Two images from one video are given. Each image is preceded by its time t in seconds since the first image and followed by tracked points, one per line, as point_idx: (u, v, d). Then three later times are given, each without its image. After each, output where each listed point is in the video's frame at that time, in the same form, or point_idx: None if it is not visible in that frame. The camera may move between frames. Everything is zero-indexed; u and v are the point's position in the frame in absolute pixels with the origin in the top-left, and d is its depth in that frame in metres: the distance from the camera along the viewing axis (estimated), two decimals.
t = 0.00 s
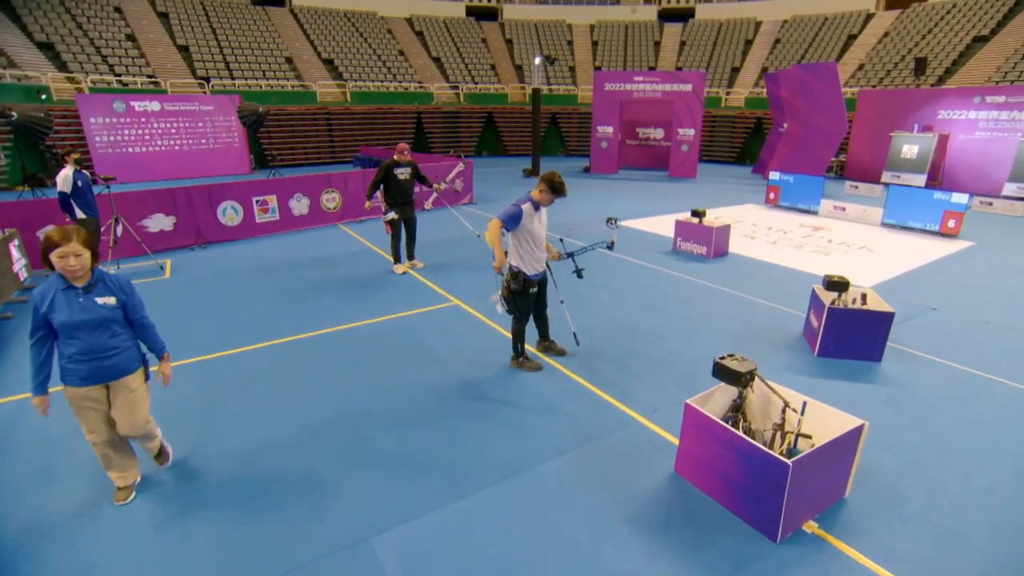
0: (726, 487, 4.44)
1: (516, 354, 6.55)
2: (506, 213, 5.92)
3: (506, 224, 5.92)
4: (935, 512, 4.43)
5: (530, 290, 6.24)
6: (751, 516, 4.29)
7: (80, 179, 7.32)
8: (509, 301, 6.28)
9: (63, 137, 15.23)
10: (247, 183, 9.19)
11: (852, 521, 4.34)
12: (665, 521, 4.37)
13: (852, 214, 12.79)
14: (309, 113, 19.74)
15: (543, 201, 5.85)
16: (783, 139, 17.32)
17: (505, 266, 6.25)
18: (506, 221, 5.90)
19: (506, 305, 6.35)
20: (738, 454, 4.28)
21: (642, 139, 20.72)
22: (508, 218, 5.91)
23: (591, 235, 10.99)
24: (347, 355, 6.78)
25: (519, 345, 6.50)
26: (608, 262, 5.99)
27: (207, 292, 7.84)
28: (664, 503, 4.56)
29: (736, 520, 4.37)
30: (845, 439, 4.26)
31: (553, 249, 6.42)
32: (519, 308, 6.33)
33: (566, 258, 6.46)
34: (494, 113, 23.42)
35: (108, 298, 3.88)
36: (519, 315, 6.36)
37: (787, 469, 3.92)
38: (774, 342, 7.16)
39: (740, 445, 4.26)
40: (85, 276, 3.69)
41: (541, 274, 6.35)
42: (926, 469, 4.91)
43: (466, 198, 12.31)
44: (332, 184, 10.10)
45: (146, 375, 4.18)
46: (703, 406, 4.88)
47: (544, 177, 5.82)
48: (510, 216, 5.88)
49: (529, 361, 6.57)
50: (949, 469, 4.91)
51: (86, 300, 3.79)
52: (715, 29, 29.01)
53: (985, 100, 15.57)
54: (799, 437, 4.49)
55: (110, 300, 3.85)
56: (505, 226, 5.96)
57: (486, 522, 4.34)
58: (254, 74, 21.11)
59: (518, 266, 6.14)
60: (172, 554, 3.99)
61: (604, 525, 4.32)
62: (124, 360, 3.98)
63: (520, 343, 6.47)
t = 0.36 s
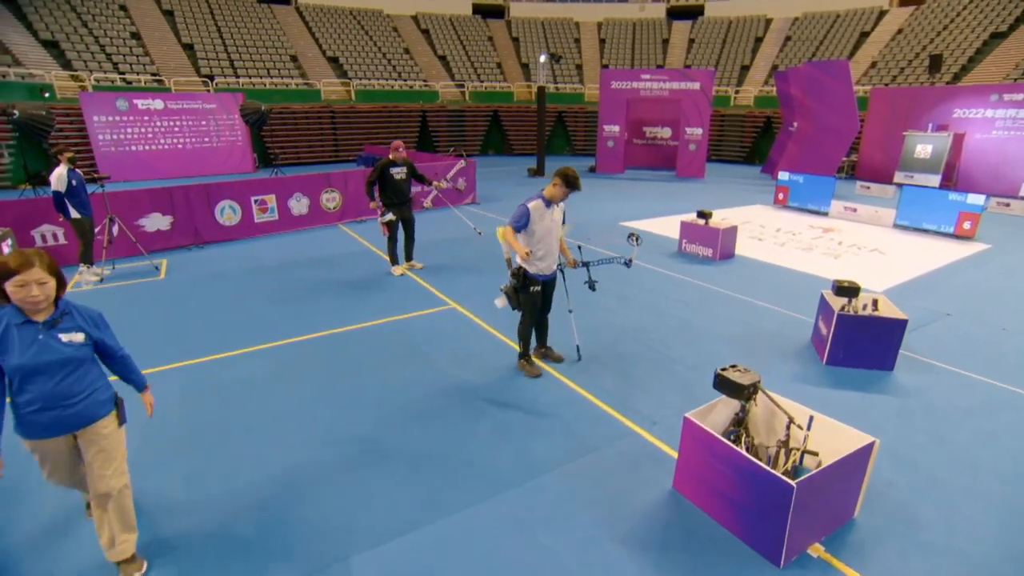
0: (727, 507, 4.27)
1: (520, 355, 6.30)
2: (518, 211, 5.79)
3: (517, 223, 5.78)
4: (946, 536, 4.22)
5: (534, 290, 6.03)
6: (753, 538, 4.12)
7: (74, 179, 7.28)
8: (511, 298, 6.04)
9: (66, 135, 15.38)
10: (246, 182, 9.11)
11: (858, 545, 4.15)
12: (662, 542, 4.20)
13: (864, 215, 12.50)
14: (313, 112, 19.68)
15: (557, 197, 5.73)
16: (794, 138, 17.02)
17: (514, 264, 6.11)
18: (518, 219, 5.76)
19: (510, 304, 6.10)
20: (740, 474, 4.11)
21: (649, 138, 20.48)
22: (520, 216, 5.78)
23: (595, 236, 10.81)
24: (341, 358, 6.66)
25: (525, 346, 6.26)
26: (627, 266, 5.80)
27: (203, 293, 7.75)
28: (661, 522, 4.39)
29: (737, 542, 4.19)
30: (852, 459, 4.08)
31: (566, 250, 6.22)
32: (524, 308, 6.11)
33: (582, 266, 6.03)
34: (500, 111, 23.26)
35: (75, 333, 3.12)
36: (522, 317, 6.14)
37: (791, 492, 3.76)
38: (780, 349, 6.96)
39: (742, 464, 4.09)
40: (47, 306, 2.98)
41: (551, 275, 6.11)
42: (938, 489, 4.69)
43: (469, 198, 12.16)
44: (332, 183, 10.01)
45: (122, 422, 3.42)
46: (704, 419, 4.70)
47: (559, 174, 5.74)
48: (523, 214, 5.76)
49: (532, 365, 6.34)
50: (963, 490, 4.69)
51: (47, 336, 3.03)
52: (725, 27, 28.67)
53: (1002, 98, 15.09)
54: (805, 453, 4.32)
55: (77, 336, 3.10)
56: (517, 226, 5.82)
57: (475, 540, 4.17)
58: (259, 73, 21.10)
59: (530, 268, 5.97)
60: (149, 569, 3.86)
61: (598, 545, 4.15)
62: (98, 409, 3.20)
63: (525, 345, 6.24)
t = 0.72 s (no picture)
0: (728, 531, 3.98)
1: (520, 362, 6.00)
2: (520, 214, 5.53)
3: (522, 227, 5.52)
4: (969, 567, 3.89)
5: (533, 297, 5.75)
6: (755, 566, 3.83)
7: (64, 176, 7.06)
8: (509, 306, 5.79)
9: (66, 131, 15.27)
10: (243, 180, 8.88)
11: None
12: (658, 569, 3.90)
13: (881, 216, 12.06)
14: (317, 109, 19.53)
15: (560, 196, 5.45)
16: (809, 135, 16.56)
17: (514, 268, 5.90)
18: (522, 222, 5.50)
19: (508, 313, 5.84)
20: (742, 497, 3.82)
21: (658, 136, 20.10)
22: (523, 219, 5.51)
23: (601, 236, 10.50)
24: (332, 362, 6.42)
25: (525, 353, 5.96)
26: (631, 272, 5.56)
27: (194, 293, 7.54)
28: (658, 547, 4.09)
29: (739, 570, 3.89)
30: (864, 482, 3.78)
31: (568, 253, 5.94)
32: (524, 315, 5.84)
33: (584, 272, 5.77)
34: (507, 108, 22.96)
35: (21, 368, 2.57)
36: (519, 324, 5.88)
37: (797, 518, 3.46)
38: (790, 357, 6.63)
39: (744, 486, 3.80)
40: None
41: (551, 281, 5.84)
42: (960, 515, 4.36)
43: (472, 197, 11.90)
44: (332, 181, 9.79)
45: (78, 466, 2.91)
46: (705, 436, 4.42)
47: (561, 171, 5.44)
48: (526, 216, 5.50)
49: (532, 372, 6.03)
50: (987, 516, 4.35)
51: None
52: (738, 21, 28.15)
53: None
54: (814, 473, 4.04)
55: (30, 371, 2.59)
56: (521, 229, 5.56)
57: (458, 564, 3.91)
58: (262, 68, 20.97)
59: (533, 273, 5.70)
60: None
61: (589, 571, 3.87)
62: (45, 459, 2.66)
63: (525, 353, 5.94)
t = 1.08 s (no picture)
0: (730, 561, 3.68)
1: (517, 371, 5.74)
2: (530, 216, 5.14)
3: (533, 229, 5.15)
4: None
5: (531, 303, 5.45)
6: None
7: (57, 172, 6.85)
8: (507, 312, 5.47)
9: (70, 127, 15.26)
10: (243, 177, 8.69)
11: None
12: None
13: (903, 217, 11.59)
14: (323, 105, 19.40)
15: (566, 197, 5.22)
16: (828, 133, 16.07)
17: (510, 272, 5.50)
18: (534, 225, 5.14)
19: (507, 319, 5.55)
20: (745, 524, 3.52)
21: (672, 133, 19.71)
22: (533, 221, 5.14)
23: (609, 237, 10.19)
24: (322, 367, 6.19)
25: (522, 361, 5.70)
26: (631, 278, 5.46)
27: (186, 292, 7.36)
28: None
29: None
30: (881, 511, 3.46)
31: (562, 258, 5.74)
32: (523, 322, 5.54)
33: (580, 277, 5.62)
34: (517, 105, 22.68)
35: None
36: (517, 331, 5.58)
37: (805, 552, 3.16)
38: (803, 367, 6.28)
39: (748, 513, 3.50)
40: None
41: (551, 285, 5.55)
42: (988, 546, 4.01)
43: (478, 195, 11.64)
44: (334, 179, 9.57)
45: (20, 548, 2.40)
46: (707, 456, 4.11)
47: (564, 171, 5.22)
48: (537, 218, 5.14)
49: (529, 381, 5.75)
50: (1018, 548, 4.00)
51: None
52: (756, 16, 27.58)
53: None
54: (824, 500, 3.73)
55: None
56: (530, 232, 5.18)
57: None
58: (269, 64, 20.84)
59: (536, 278, 5.37)
60: None
61: None
62: None
63: (522, 360, 5.68)
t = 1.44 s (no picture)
0: None
1: (513, 379, 5.52)
2: (526, 216, 4.89)
3: (528, 230, 4.91)
4: None
5: (528, 308, 5.22)
6: None
7: (52, 169, 6.70)
8: (503, 316, 5.25)
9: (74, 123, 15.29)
10: (243, 175, 8.51)
11: None
12: None
13: (925, 218, 11.17)
14: (330, 101, 19.28)
15: (567, 200, 4.92)
16: (846, 131, 15.62)
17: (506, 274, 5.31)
18: (531, 226, 4.89)
19: (502, 325, 5.32)
20: (745, 554, 3.25)
21: (685, 131, 19.35)
22: (530, 222, 4.89)
23: (615, 237, 9.92)
24: (313, 370, 6.00)
25: (518, 368, 5.48)
26: (631, 281, 5.26)
27: (180, 292, 7.21)
28: None
29: None
30: (893, 542, 3.17)
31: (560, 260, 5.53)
32: (521, 327, 5.30)
33: (579, 280, 5.40)
34: (526, 101, 22.42)
35: None
36: (514, 338, 5.35)
37: None
38: (813, 378, 5.98)
39: (747, 541, 3.24)
40: None
41: (549, 289, 5.31)
42: None
43: (484, 194, 11.41)
44: (336, 177, 9.36)
45: None
46: (705, 476, 3.85)
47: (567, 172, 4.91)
48: (534, 219, 4.89)
49: (526, 391, 5.53)
50: None
51: None
52: (773, 11, 27.07)
53: None
54: (831, 525, 3.46)
55: None
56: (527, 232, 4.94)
57: None
58: (275, 60, 20.76)
59: (532, 281, 5.13)
60: None
61: None
62: None
63: (519, 368, 5.44)
